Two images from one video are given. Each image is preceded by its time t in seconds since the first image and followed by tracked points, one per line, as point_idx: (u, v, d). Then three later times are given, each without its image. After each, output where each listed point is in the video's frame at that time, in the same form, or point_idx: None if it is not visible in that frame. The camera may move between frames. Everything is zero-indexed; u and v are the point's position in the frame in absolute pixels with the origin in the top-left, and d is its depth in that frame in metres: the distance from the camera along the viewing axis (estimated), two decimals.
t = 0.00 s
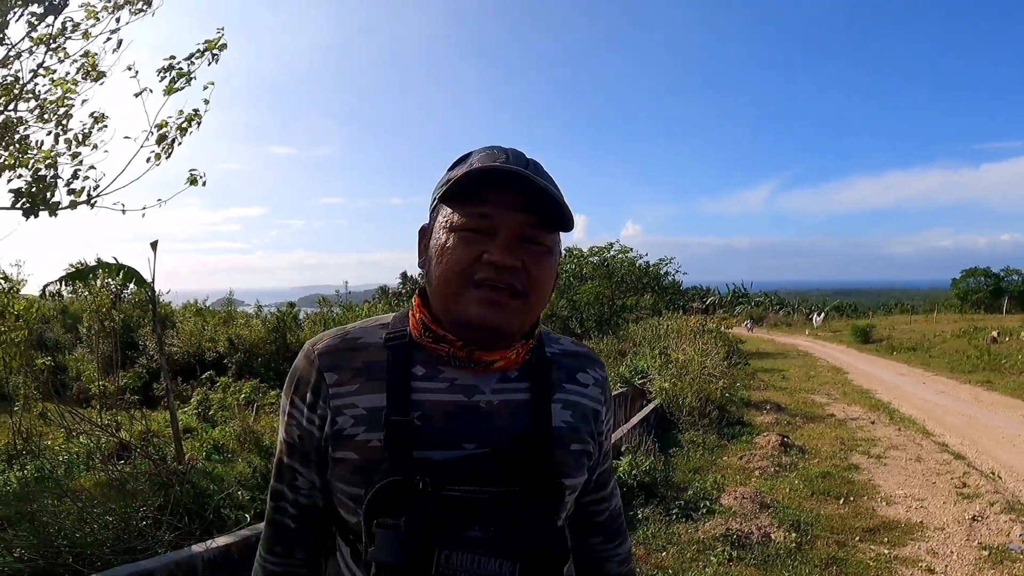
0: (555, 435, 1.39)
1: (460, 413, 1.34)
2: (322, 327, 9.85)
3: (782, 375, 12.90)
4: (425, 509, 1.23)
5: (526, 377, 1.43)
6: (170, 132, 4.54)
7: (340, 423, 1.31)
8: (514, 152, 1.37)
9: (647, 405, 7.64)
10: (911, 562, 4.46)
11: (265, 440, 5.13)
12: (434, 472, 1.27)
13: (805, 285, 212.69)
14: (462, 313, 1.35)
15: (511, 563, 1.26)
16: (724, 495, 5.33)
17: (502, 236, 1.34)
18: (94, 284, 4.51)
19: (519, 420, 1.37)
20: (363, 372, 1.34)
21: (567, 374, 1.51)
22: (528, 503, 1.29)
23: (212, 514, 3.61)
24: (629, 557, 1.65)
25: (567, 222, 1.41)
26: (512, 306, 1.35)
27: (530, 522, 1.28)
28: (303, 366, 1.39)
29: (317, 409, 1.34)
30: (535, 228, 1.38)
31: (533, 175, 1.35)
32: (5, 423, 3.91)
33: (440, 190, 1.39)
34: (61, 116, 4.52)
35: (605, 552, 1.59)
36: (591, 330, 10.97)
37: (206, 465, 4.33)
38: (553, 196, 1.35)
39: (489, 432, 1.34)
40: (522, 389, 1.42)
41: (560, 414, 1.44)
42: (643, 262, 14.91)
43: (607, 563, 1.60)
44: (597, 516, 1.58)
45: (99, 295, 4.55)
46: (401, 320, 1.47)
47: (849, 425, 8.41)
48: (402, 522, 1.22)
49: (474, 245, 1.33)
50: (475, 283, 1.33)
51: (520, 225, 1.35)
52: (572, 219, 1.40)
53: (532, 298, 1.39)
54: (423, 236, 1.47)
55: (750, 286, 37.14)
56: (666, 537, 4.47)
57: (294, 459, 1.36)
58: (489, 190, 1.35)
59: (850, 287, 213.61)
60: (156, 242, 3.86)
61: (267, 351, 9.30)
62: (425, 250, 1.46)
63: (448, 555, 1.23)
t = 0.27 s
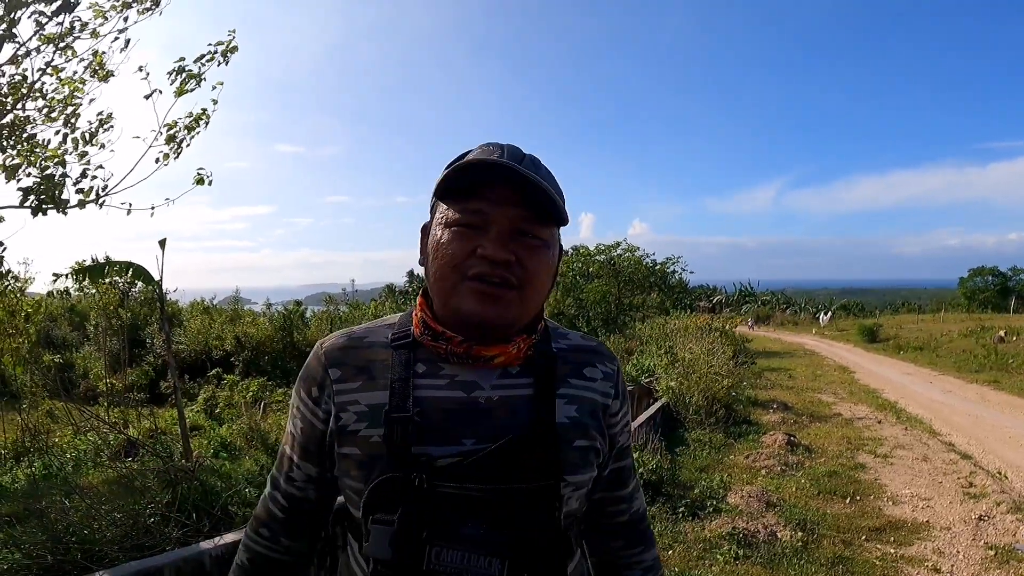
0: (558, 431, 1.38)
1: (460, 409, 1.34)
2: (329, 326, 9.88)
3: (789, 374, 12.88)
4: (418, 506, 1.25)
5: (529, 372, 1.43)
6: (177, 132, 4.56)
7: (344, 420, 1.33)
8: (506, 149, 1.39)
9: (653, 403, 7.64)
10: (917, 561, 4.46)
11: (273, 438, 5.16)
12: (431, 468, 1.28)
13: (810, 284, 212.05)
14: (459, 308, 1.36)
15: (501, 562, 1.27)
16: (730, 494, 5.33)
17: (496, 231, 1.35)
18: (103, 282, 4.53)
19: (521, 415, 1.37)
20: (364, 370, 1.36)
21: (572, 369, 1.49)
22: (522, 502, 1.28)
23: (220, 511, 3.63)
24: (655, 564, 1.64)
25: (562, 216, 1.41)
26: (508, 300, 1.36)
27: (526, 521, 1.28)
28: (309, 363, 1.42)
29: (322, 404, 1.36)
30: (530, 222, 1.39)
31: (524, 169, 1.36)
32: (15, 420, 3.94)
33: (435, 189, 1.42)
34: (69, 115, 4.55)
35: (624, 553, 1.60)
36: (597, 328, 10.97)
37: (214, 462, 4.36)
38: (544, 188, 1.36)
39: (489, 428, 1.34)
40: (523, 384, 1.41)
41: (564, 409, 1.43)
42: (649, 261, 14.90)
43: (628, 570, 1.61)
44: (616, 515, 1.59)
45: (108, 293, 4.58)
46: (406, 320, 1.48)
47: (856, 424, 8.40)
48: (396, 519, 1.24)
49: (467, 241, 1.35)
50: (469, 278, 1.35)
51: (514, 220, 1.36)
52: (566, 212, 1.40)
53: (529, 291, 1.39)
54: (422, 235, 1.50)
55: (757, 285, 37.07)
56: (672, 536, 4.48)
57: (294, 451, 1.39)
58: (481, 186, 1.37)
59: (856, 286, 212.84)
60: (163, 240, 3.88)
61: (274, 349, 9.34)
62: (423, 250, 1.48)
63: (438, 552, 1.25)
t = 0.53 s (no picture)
0: (552, 418, 1.39)
1: (455, 401, 1.35)
2: (329, 323, 9.88)
3: (788, 373, 12.89)
4: (415, 493, 1.24)
5: (522, 362, 1.43)
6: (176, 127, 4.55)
7: (344, 416, 1.33)
8: (482, 142, 1.39)
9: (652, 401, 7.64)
10: (916, 559, 4.47)
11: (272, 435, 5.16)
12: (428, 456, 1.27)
13: (810, 283, 212.07)
14: (444, 305, 1.36)
15: (499, 541, 1.26)
16: (729, 492, 5.33)
17: (477, 225, 1.35)
18: (103, 279, 4.53)
19: (515, 404, 1.38)
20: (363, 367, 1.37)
21: (566, 357, 1.50)
22: (515, 481, 1.28)
23: (219, 508, 3.63)
24: (656, 555, 1.62)
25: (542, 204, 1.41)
26: (494, 293, 1.36)
27: (522, 504, 1.28)
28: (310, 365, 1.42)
29: (325, 403, 1.36)
30: (510, 213, 1.38)
31: (499, 160, 1.36)
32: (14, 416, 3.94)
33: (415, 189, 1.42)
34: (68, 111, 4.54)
35: (623, 545, 1.59)
36: (596, 326, 10.97)
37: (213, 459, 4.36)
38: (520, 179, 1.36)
39: (483, 418, 1.35)
40: (517, 373, 1.42)
41: (559, 396, 1.43)
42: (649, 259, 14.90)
43: (627, 562, 1.58)
44: (614, 505, 1.59)
45: (107, 290, 4.58)
46: (400, 321, 1.49)
47: (855, 423, 8.40)
48: (394, 504, 1.23)
49: (449, 237, 1.36)
50: (454, 273, 1.35)
51: (493, 213, 1.36)
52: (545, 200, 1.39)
53: (514, 283, 1.39)
54: (409, 236, 1.51)
55: (756, 283, 37.09)
56: (671, 533, 4.49)
57: (300, 456, 1.36)
58: (458, 182, 1.37)
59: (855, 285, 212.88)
60: (163, 238, 3.88)
61: (274, 346, 9.33)
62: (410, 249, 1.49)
63: (436, 535, 1.24)
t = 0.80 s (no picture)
0: (565, 414, 1.41)
1: (472, 398, 1.35)
2: (329, 323, 9.87)
3: (788, 373, 12.88)
4: (452, 491, 1.24)
5: (531, 360, 1.46)
6: (175, 125, 4.55)
7: (356, 415, 1.30)
8: (462, 140, 1.39)
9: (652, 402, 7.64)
10: (916, 560, 4.46)
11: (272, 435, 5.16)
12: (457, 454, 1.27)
13: (810, 283, 212.05)
14: (437, 302, 1.37)
15: (545, 532, 1.29)
16: (729, 492, 5.33)
17: (462, 223, 1.36)
18: (102, 278, 4.53)
19: (528, 401, 1.40)
20: (375, 365, 1.35)
21: (569, 357, 1.53)
22: (551, 474, 1.30)
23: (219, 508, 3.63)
24: (646, 549, 1.63)
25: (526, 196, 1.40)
26: (484, 287, 1.36)
27: (563, 494, 1.31)
28: (314, 358, 1.38)
29: (331, 397, 1.32)
30: (495, 208, 1.38)
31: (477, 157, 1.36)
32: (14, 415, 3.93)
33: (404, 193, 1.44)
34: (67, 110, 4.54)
35: (616, 541, 1.60)
36: (596, 327, 10.97)
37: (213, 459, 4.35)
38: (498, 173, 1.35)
39: (499, 415, 1.36)
40: (528, 371, 1.44)
41: (568, 394, 1.46)
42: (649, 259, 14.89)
43: (620, 557, 1.59)
44: (608, 502, 1.59)
45: (107, 290, 4.57)
46: (405, 318, 1.47)
47: (855, 423, 8.40)
48: (433, 503, 1.22)
49: (437, 237, 1.37)
50: (443, 271, 1.36)
51: (476, 209, 1.37)
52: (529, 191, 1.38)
53: (504, 277, 1.39)
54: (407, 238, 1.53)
55: (757, 284, 37.08)
56: (672, 534, 4.48)
57: (293, 441, 1.29)
58: (440, 181, 1.38)
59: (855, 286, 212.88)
60: (162, 237, 3.88)
61: (273, 347, 9.33)
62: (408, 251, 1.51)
63: (481, 530, 1.25)
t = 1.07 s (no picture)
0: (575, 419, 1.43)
1: (488, 400, 1.35)
2: (328, 324, 9.87)
3: (788, 375, 12.90)
4: (478, 492, 1.24)
5: (541, 364, 1.47)
6: (174, 125, 4.55)
7: (368, 414, 1.27)
8: (499, 143, 1.40)
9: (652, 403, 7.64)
10: (916, 562, 4.46)
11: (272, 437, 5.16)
12: (477, 456, 1.27)
13: (810, 284, 212.15)
14: (462, 301, 1.37)
15: (572, 532, 1.31)
16: (729, 494, 5.33)
17: (495, 225, 1.37)
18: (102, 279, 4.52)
19: (540, 405, 1.41)
20: (387, 365, 1.33)
21: (575, 363, 1.55)
22: (576, 476, 1.33)
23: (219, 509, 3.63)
24: (632, 547, 1.62)
25: (558, 206, 1.43)
26: (511, 290, 1.37)
27: (586, 496, 1.33)
28: (320, 352, 1.33)
29: (336, 391, 1.27)
30: (527, 215, 1.40)
31: (517, 162, 1.37)
32: (14, 416, 3.93)
33: (432, 189, 1.43)
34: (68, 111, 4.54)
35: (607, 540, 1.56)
36: (596, 328, 10.98)
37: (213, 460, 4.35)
38: (537, 180, 1.37)
39: (514, 418, 1.36)
40: (539, 374, 1.45)
41: (575, 398, 1.47)
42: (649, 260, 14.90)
43: (611, 553, 1.56)
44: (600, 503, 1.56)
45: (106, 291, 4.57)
46: (416, 319, 1.46)
47: (855, 425, 8.40)
48: (460, 504, 1.23)
49: (467, 237, 1.36)
50: (472, 271, 1.36)
51: (510, 213, 1.38)
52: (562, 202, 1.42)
53: (530, 282, 1.41)
54: (424, 235, 1.52)
55: (757, 285, 37.10)
56: (671, 535, 4.48)
57: (282, 425, 1.21)
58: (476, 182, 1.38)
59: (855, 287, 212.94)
60: (162, 238, 3.88)
61: (273, 348, 9.33)
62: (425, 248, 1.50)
63: (510, 531, 1.26)
